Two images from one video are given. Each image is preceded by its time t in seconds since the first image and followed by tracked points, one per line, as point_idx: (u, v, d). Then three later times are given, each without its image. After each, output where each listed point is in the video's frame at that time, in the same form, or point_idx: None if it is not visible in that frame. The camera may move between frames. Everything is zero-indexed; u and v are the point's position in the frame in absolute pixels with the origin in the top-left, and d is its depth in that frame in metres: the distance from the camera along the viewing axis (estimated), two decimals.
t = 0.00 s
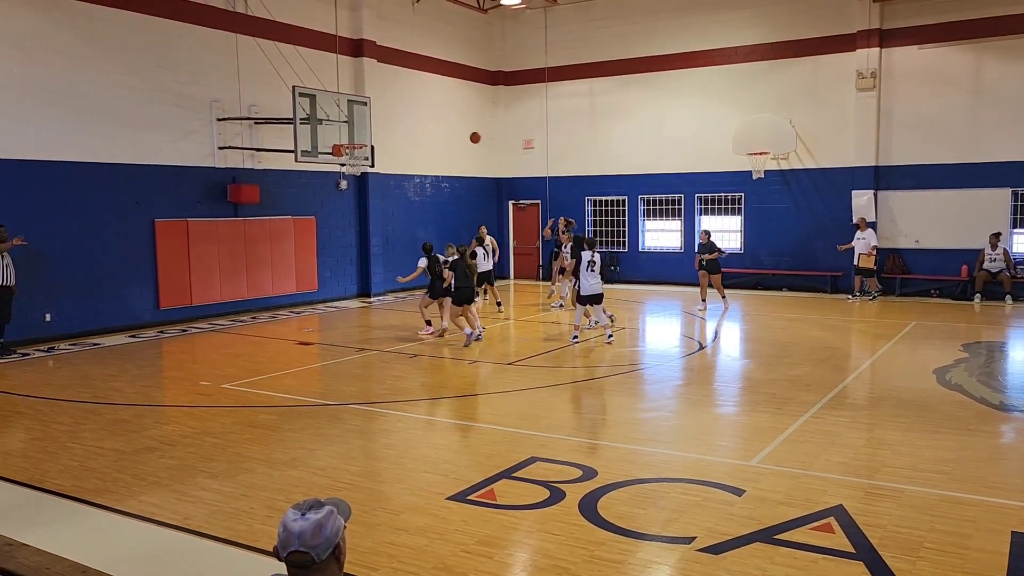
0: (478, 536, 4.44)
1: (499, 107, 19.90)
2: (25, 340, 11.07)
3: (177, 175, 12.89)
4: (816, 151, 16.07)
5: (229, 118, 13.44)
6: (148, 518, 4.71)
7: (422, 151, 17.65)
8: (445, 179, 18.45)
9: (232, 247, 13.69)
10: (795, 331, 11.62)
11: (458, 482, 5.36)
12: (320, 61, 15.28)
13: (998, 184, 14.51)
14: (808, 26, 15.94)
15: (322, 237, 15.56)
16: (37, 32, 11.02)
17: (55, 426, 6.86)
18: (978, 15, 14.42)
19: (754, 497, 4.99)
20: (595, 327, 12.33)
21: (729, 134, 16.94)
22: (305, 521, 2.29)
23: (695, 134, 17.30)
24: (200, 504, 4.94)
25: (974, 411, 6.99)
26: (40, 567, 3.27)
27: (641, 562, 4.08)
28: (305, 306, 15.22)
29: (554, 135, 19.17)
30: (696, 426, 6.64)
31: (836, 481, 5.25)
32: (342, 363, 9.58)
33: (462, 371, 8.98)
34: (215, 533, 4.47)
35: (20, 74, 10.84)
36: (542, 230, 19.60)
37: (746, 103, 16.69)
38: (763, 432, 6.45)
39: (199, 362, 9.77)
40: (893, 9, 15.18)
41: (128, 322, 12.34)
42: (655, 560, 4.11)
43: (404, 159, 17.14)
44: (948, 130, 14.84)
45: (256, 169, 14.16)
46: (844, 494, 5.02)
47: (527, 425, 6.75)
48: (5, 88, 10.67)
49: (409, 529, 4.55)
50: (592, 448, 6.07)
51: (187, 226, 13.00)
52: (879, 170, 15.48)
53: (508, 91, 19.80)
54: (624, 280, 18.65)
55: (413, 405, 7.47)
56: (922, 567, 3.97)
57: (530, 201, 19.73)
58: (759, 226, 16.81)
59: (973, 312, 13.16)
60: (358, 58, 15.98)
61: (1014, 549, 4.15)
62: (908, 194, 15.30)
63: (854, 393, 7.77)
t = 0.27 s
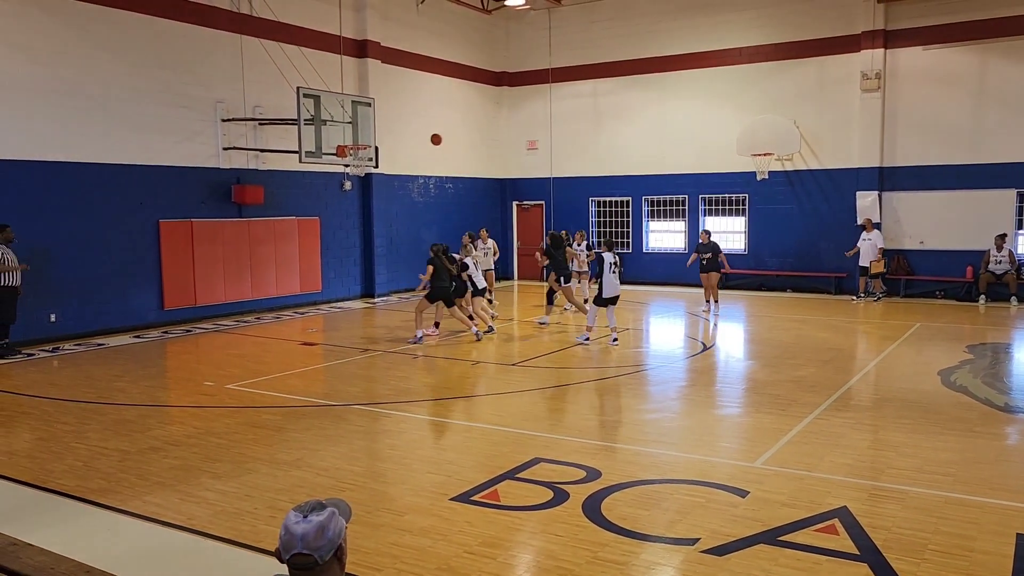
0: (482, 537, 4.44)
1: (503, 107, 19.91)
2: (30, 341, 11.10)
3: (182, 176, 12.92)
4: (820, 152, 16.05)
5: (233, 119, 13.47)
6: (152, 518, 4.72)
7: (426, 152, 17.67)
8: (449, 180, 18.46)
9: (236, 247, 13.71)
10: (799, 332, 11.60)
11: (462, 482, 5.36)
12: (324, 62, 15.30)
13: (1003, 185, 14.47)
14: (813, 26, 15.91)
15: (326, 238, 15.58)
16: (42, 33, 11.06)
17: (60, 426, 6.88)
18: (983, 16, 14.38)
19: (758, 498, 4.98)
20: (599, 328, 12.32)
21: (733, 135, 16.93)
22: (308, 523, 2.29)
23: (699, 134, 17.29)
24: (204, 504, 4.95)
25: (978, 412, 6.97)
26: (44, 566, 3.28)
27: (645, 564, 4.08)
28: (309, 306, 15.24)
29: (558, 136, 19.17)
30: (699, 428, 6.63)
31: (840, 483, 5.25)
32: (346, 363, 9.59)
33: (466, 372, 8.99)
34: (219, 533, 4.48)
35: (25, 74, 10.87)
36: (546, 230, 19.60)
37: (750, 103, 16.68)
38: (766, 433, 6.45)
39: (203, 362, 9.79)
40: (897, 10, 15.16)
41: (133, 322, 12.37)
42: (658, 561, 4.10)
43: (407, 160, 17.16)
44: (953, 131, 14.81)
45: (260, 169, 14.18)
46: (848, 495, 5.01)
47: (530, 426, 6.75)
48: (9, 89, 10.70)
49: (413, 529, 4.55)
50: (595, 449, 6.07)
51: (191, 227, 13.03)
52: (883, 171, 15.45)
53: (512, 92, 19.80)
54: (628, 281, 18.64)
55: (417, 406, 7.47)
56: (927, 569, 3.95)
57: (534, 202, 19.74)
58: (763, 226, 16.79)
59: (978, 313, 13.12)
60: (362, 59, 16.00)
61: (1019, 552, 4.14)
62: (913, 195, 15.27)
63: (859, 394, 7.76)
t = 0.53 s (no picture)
0: (485, 537, 4.43)
1: (506, 107, 19.91)
2: (34, 340, 11.12)
3: (186, 176, 12.94)
4: (825, 153, 16.03)
5: (237, 119, 13.49)
6: (156, 518, 4.73)
7: (430, 152, 17.68)
8: (453, 180, 18.46)
9: (239, 247, 13.73)
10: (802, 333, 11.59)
11: (466, 483, 5.36)
12: (328, 63, 15.32)
13: (1007, 186, 14.44)
14: (817, 26, 15.89)
15: (330, 238, 15.59)
16: (46, 33, 11.08)
17: (64, 426, 6.90)
18: (988, 16, 14.35)
19: (762, 499, 4.98)
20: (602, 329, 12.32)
21: (736, 135, 16.91)
22: (308, 524, 2.29)
23: (703, 135, 17.27)
24: (208, 504, 4.96)
25: (982, 413, 6.96)
26: (48, 566, 3.28)
27: (648, 564, 4.08)
28: (313, 306, 15.25)
29: (561, 136, 19.17)
30: (702, 428, 6.62)
31: (844, 484, 5.24)
32: (349, 364, 9.60)
33: (469, 373, 8.99)
34: (223, 533, 4.48)
35: (29, 75, 10.89)
36: (549, 230, 19.60)
37: (754, 104, 16.66)
38: (770, 434, 6.44)
39: (206, 362, 9.80)
40: (901, 11, 15.13)
41: (137, 322, 12.39)
42: (662, 562, 4.10)
43: (411, 161, 17.17)
44: (958, 131, 14.78)
45: (264, 169, 14.20)
46: (852, 497, 5.01)
47: (534, 426, 6.75)
48: (13, 88, 10.72)
49: (417, 529, 4.56)
50: (599, 449, 6.07)
51: (195, 227, 13.05)
52: (887, 171, 15.41)
53: (515, 92, 19.81)
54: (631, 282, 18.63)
55: (420, 406, 7.47)
56: (931, 570, 3.94)
57: (538, 203, 19.74)
58: (767, 227, 16.76)
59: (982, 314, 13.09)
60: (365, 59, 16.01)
61: None
62: (917, 196, 15.24)
63: (862, 395, 7.75)
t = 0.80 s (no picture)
0: (488, 537, 4.43)
1: (509, 107, 19.92)
2: (38, 339, 11.14)
3: (189, 175, 12.96)
4: (828, 153, 16.01)
5: (241, 119, 13.50)
6: (159, 517, 4.73)
7: (433, 152, 17.69)
8: (456, 180, 18.47)
9: (243, 247, 13.74)
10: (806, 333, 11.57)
11: (468, 482, 5.36)
12: (331, 62, 15.33)
13: (1011, 187, 14.42)
14: (821, 26, 15.88)
15: (333, 237, 15.60)
16: (51, 33, 11.11)
17: (68, 425, 6.90)
18: (992, 16, 14.32)
19: (765, 500, 4.97)
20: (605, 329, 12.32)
21: (739, 135, 16.91)
22: (311, 522, 2.30)
23: (706, 135, 17.27)
24: (211, 503, 4.96)
25: (986, 414, 6.95)
26: (53, 566, 3.28)
27: (651, 565, 4.07)
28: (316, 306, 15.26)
29: (565, 136, 19.18)
30: (705, 429, 6.62)
31: (847, 485, 5.23)
32: (352, 363, 9.61)
33: (472, 372, 8.99)
34: (226, 532, 4.49)
35: (33, 74, 10.91)
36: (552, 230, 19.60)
37: (757, 104, 16.65)
38: (773, 434, 6.44)
39: (210, 362, 9.81)
40: (905, 11, 15.11)
41: (140, 321, 12.41)
42: (665, 562, 4.10)
43: (414, 161, 17.18)
44: (962, 132, 14.76)
45: (267, 169, 14.21)
46: (855, 497, 5.00)
47: (537, 426, 6.75)
48: (18, 88, 10.75)
49: (419, 529, 4.56)
50: (601, 449, 6.07)
51: (199, 226, 13.07)
52: (891, 172, 15.39)
53: (518, 91, 19.81)
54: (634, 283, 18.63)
55: (423, 406, 7.48)
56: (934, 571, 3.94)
57: (540, 203, 19.75)
58: (770, 227, 16.75)
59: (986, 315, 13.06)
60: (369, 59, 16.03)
61: None
62: (921, 196, 15.22)
63: (865, 395, 7.74)
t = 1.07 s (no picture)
0: (490, 537, 4.43)
1: (512, 107, 19.92)
2: (41, 338, 11.16)
3: (191, 175, 12.97)
4: (831, 153, 15.99)
5: (243, 119, 13.52)
6: (161, 515, 4.74)
7: (435, 151, 17.69)
8: (458, 180, 18.47)
9: (245, 246, 13.75)
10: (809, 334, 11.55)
11: (470, 482, 5.36)
12: (334, 62, 15.33)
13: (1014, 187, 14.39)
14: (824, 26, 15.86)
15: (335, 237, 15.60)
16: (54, 32, 11.12)
17: (70, 424, 6.91)
18: (996, 16, 14.29)
19: (768, 500, 4.97)
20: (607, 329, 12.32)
21: (742, 135, 16.89)
22: (313, 520, 2.30)
23: (708, 135, 17.25)
24: (213, 502, 4.96)
25: (989, 414, 6.94)
26: (55, 564, 3.28)
27: (653, 564, 4.07)
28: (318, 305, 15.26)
29: (567, 136, 19.16)
30: (707, 429, 6.62)
31: (850, 485, 5.22)
32: (354, 362, 9.61)
33: (475, 372, 8.99)
34: (228, 531, 4.49)
35: (36, 73, 10.92)
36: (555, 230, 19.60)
37: (760, 104, 16.64)
38: (776, 435, 6.43)
39: (212, 360, 9.82)
40: (908, 11, 15.09)
41: (142, 320, 12.42)
42: (667, 562, 4.09)
43: (416, 161, 17.18)
44: (965, 132, 14.73)
45: (269, 169, 14.22)
46: (858, 497, 5.00)
47: (539, 426, 6.75)
48: (22, 88, 10.77)
49: (421, 528, 4.56)
50: (603, 449, 6.06)
51: (201, 226, 13.08)
52: (894, 172, 15.37)
53: (521, 91, 19.81)
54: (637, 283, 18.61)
55: (425, 405, 7.48)
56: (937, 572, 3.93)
57: (543, 203, 19.75)
58: (773, 227, 16.73)
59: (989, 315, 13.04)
60: (371, 59, 16.03)
61: None
62: (924, 196, 15.20)
63: (868, 396, 7.73)
